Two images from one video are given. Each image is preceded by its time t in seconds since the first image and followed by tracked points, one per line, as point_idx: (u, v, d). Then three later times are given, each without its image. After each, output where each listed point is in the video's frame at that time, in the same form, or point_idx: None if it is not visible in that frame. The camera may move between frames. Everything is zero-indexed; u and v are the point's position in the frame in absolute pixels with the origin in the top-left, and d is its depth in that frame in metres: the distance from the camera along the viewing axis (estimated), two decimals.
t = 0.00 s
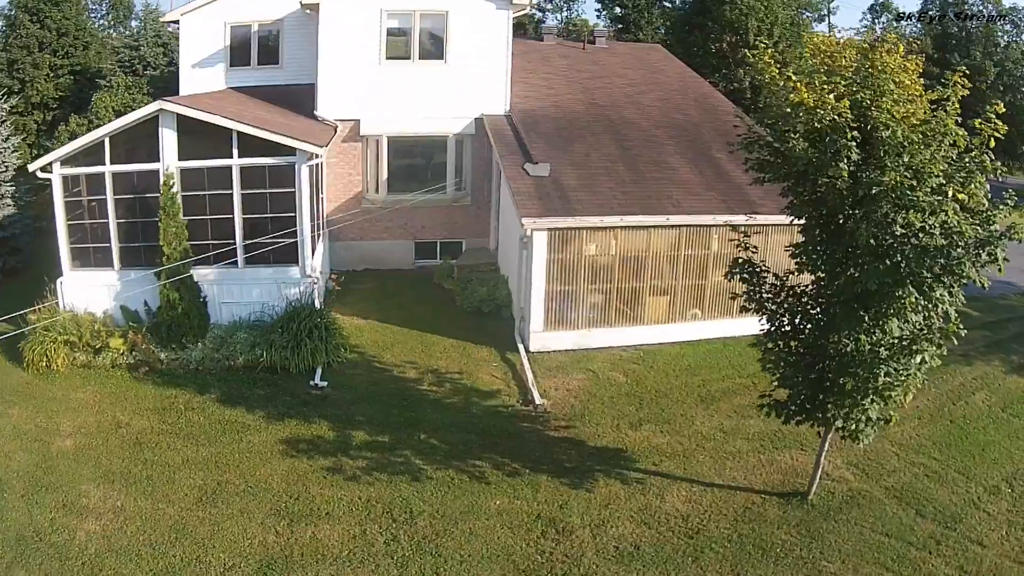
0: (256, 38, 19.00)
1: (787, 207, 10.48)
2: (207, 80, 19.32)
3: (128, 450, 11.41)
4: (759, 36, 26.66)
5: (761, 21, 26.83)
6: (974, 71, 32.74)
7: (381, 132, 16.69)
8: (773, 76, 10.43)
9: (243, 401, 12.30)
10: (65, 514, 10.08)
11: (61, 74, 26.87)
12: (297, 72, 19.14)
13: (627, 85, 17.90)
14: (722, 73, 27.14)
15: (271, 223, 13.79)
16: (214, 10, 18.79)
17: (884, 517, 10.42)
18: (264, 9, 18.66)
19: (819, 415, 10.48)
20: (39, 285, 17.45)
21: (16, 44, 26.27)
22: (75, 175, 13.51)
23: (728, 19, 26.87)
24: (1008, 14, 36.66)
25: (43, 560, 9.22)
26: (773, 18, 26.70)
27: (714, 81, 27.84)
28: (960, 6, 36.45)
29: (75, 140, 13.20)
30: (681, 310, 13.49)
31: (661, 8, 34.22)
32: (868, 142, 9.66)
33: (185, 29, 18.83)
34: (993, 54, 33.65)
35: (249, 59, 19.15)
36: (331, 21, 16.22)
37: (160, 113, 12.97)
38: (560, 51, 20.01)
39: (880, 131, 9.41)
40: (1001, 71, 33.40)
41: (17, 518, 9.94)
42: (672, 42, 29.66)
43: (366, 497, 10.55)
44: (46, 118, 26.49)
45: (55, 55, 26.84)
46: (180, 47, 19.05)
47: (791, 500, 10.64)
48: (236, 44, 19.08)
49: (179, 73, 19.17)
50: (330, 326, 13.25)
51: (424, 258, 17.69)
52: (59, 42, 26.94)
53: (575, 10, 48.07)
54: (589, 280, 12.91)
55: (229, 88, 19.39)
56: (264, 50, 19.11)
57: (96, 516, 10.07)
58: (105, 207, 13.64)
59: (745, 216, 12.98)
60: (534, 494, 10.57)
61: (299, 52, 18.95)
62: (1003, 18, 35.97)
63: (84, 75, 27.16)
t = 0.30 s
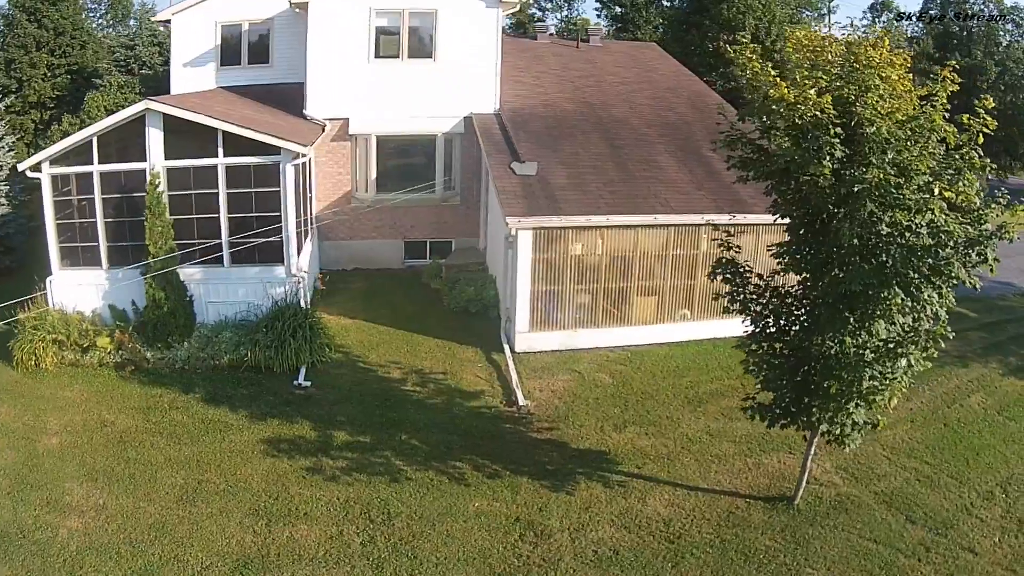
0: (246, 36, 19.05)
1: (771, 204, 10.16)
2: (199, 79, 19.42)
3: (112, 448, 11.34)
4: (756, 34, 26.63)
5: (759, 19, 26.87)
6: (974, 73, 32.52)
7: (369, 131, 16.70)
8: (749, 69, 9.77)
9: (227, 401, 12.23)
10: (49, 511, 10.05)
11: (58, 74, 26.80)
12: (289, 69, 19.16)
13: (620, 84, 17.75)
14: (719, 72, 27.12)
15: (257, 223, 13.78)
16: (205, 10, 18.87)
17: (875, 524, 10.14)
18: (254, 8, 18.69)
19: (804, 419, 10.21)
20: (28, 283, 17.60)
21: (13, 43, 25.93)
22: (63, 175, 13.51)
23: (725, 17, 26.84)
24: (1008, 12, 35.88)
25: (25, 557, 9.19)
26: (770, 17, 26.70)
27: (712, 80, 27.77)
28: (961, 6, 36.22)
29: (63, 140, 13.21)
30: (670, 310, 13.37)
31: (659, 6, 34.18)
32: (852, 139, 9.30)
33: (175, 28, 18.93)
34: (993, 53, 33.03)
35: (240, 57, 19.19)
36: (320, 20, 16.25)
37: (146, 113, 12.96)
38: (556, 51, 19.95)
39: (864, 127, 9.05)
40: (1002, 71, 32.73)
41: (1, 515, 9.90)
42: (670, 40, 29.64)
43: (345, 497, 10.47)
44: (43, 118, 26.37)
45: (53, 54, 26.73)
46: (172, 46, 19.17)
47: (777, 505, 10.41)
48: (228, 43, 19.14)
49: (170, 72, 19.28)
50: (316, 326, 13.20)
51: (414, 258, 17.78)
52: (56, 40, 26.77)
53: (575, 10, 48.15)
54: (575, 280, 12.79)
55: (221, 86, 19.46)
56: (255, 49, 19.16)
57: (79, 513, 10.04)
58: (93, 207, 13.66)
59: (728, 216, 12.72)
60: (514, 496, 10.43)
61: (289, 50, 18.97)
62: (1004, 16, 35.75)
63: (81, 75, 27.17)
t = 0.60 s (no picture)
0: (236, 36, 19.12)
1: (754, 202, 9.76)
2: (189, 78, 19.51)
3: (95, 446, 11.22)
4: (752, 33, 26.64)
5: (756, 18, 26.89)
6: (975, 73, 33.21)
7: (358, 130, 16.76)
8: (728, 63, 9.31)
9: (211, 400, 12.14)
10: (32, 509, 9.96)
11: (54, 73, 26.93)
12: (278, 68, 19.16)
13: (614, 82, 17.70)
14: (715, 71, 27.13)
15: (243, 222, 13.76)
16: (195, 9, 18.96)
17: (862, 530, 9.71)
18: (244, 8, 18.77)
19: (788, 424, 9.89)
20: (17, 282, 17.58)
21: (10, 43, 26.12)
22: (52, 174, 13.52)
23: (721, 16, 26.83)
24: (1008, 12, 36.59)
25: (6, 555, 9.11)
26: (766, 16, 26.72)
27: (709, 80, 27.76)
28: (962, 6, 36.85)
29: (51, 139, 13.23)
30: (659, 311, 13.23)
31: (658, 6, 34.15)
32: (835, 136, 8.91)
33: (166, 27, 19.00)
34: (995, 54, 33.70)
35: (230, 57, 19.25)
36: (309, 19, 16.35)
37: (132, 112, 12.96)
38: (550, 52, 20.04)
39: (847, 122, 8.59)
40: (1003, 70, 33.82)
41: None
42: (667, 39, 29.65)
43: (323, 497, 10.37)
44: (39, 117, 26.53)
45: (49, 54, 26.87)
46: (162, 46, 19.27)
47: (762, 509, 10.10)
48: (217, 43, 19.21)
49: (160, 72, 19.38)
50: (302, 326, 13.15)
51: (403, 258, 17.87)
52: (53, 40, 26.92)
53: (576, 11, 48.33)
54: (561, 280, 12.68)
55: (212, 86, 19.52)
56: (245, 48, 19.22)
57: (62, 511, 9.97)
58: (81, 206, 13.66)
59: (710, 215, 12.49)
60: (493, 499, 10.29)
61: (278, 49, 18.99)
62: (1006, 15, 35.97)
63: (77, 75, 27.27)
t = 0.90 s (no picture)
0: (229, 36, 19.21)
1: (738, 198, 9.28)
2: (182, 77, 19.63)
3: (81, 445, 11.07)
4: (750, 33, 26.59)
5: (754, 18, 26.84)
6: (975, 73, 33.69)
7: (349, 130, 16.87)
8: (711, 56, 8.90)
9: (196, 400, 12.01)
10: (18, 506, 9.85)
11: (53, 73, 27.09)
12: (271, 67, 19.25)
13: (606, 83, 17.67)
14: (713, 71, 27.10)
15: (230, 222, 13.77)
16: (189, 10, 19.09)
17: (850, 537, 9.35)
18: (238, 8, 18.88)
19: (773, 430, 9.41)
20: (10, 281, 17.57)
21: (9, 43, 26.22)
22: (42, 174, 13.54)
23: (720, 15, 26.74)
24: (1009, 12, 36.77)
25: None
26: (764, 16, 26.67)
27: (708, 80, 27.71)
28: (963, 6, 36.80)
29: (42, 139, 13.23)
30: (648, 311, 13.11)
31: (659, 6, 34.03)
32: (819, 133, 8.48)
33: (159, 28, 19.11)
34: (997, 55, 34.13)
35: (223, 57, 19.38)
36: (299, 19, 16.43)
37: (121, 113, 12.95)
38: (545, 52, 20.14)
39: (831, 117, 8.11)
40: (1003, 70, 34.15)
41: None
42: (666, 40, 29.64)
43: (303, 497, 10.26)
44: (37, 118, 26.65)
45: (48, 54, 26.99)
46: (155, 46, 19.39)
47: (748, 514, 9.75)
48: (210, 43, 19.35)
49: (154, 71, 19.50)
50: (289, 326, 13.13)
51: (394, 258, 18.01)
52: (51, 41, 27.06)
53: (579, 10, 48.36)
54: (548, 280, 12.57)
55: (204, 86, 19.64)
56: (238, 48, 19.32)
57: (46, 508, 9.88)
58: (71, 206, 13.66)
59: (693, 215, 12.39)
60: (474, 501, 10.14)
61: (271, 49, 19.05)
62: (1006, 15, 36.14)
63: (77, 75, 27.49)
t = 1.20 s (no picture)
0: (225, 36, 19.36)
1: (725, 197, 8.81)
2: (177, 76, 19.90)
3: (70, 442, 10.88)
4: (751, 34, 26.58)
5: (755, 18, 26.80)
6: (979, 75, 34.01)
7: (343, 130, 16.99)
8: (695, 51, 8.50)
9: (184, 399, 11.89)
10: (4, 503, 9.72)
11: (54, 73, 27.77)
12: (265, 67, 19.28)
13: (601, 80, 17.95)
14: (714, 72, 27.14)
15: (221, 221, 13.79)
16: (185, 10, 19.30)
17: (839, 543, 8.93)
18: (234, 9, 19.02)
19: (761, 436, 8.86)
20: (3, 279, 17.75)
21: (11, 44, 26.91)
22: (36, 173, 13.54)
23: (722, 15, 26.70)
24: (1012, 15, 37.16)
25: None
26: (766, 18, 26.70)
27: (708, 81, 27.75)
28: (965, 7, 36.86)
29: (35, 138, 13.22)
30: (641, 313, 12.99)
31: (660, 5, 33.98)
32: (806, 129, 8.02)
33: (155, 28, 19.51)
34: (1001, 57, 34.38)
35: (218, 57, 19.55)
36: (293, 19, 16.51)
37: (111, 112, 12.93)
38: (544, 52, 20.26)
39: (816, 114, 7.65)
40: (1007, 72, 34.32)
41: None
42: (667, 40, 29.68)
43: (284, 499, 10.12)
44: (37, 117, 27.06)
45: (50, 54, 27.67)
46: (152, 46, 19.74)
47: (735, 521, 9.41)
48: (205, 43, 19.57)
49: (150, 71, 19.89)
50: (278, 326, 13.10)
51: (388, 258, 18.18)
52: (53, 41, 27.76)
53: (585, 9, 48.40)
54: (538, 281, 12.50)
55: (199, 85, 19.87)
56: (234, 48, 19.46)
57: (34, 504, 9.75)
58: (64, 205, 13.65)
59: (679, 215, 12.29)
60: (456, 503, 9.96)
61: (265, 49, 19.11)
62: (1009, 17, 36.65)
63: (77, 75, 28.21)
